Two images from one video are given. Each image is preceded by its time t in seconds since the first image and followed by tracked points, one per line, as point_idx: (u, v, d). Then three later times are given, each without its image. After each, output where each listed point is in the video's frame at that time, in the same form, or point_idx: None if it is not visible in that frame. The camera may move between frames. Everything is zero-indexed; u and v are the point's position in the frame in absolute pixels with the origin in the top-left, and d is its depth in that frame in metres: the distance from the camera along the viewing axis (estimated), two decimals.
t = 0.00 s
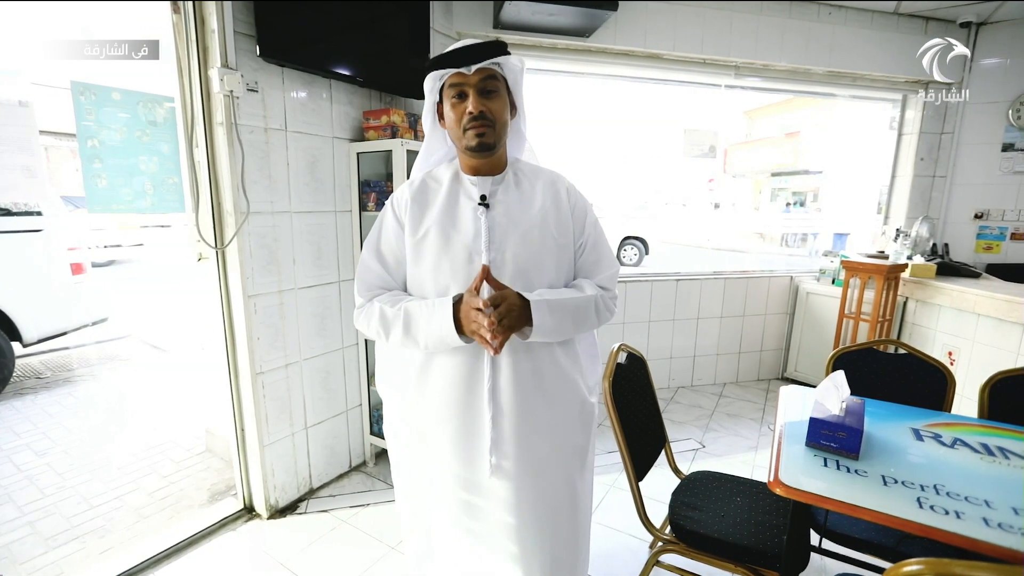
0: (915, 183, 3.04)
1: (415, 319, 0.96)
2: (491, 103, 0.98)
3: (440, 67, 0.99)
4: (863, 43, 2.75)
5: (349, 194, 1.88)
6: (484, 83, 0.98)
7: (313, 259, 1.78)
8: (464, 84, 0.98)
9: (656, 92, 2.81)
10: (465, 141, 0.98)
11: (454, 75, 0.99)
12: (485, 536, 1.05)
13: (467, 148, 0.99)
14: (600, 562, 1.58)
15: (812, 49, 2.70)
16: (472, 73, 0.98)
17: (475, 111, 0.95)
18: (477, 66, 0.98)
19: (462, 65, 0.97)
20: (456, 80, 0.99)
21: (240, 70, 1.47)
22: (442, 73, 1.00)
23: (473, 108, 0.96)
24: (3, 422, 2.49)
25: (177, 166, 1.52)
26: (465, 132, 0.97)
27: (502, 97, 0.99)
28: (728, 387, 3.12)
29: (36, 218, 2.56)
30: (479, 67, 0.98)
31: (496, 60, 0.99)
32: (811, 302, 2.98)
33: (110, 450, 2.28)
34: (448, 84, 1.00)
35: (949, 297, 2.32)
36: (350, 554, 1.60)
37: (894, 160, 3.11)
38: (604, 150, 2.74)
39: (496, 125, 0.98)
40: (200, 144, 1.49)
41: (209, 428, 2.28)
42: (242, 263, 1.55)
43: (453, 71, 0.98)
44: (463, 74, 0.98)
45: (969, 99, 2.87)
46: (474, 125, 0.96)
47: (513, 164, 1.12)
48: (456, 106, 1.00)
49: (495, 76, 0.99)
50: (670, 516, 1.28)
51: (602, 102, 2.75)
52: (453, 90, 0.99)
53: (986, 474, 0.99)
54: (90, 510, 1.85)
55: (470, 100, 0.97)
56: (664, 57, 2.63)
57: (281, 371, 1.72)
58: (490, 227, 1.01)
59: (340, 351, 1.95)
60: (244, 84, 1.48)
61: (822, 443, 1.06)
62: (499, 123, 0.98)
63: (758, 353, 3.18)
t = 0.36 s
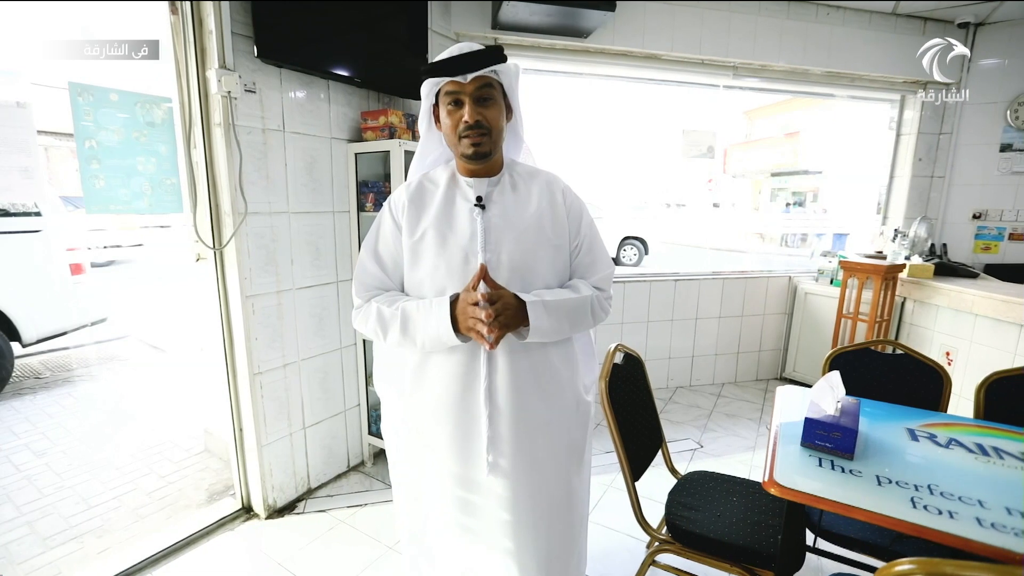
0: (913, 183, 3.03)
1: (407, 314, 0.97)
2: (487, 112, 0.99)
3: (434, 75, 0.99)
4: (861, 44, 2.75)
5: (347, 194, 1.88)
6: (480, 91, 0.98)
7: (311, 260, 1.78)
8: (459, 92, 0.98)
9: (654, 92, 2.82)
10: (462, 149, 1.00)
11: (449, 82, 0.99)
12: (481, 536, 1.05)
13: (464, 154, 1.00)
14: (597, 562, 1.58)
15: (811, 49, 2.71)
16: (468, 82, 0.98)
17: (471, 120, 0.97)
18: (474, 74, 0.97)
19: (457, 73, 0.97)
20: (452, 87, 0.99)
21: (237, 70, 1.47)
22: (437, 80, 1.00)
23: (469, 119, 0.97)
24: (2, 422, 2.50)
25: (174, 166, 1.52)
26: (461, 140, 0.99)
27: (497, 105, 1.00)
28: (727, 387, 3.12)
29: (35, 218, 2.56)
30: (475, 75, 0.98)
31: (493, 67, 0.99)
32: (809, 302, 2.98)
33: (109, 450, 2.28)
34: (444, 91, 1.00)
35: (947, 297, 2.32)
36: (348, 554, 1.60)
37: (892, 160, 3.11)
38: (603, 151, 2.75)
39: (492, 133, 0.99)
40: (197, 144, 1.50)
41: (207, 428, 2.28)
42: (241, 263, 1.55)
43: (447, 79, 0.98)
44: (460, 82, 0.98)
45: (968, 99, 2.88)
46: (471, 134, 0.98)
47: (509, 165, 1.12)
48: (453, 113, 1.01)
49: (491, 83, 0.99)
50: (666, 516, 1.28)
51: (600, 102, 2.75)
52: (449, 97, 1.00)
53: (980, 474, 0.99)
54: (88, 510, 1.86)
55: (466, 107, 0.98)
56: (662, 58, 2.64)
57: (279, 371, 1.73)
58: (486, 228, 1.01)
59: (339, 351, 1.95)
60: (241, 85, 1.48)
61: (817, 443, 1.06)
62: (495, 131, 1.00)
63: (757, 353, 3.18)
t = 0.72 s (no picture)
0: (913, 183, 3.03)
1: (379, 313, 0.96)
2: (481, 116, 0.99)
3: (429, 78, 0.99)
4: (860, 45, 2.75)
5: (345, 194, 1.88)
6: (475, 95, 0.99)
7: (309, 260, 1.78)
8: (454, 96, 0.99)
9: (653, 92, 2.82)
10: (456, 153, 1.01)
11: (444, 86, 0.99)
12: (476, 536, 1.05)
13: (457, 158, 1.01)
14: (594, 563, 1.58)
15: (811, 49, 2.71)
16: (462, 86, 0.98)
17: (466, 125, 0.97)
18: (468, 79, 0.98)
19: (453, 78, 0.97)
20: (447, 92, 0.99)
21: (234, 71, 1.47)
22: (431, 84, 1.00)
23: (463, 123, 0.98)
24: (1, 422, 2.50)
25: (171, 167, 1.52)
26: (455, 144, 0.99)
27: (492, 109, 1.01)
28: (725, 387, 3.12)
29: (34, 218, 2.56)
30: (470, 80, 0.98)
31: (488, 71, 1.00)
32: (808, 303, 2.97)
33: (107, 450, 2.28)
34: (438, 95, 1.00)
35: (946, 298, 2.32)
36: (346, 554, 1.60)
37: (891, 161, 3.11)
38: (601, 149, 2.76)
39: (487, 137, 1.00)
40: (194, 145, 1.50)
41: (205, 428, 2.28)
42: (238, 263, 1.55)
43: (443, 83, 0.99)
44: (454, 86, 0.99)
45: (967, 99, 2.88)
46: (465, 138, 0.99)
47: (502, 167, 1.12)
48: (447, 117, 1.01)
49: (486, 87, 1.00)
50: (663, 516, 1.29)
51: (599, 103, 2.75)
52: (443, 101, 1.00)
53: (976, 475, 0.99)
54: (86, 510, 1.86)
55: (461, 112, 0.99)
56: (660, 58, 2.64)
57: (277, 371, 1.73)
58: (479, 229, 1.01)
59: (337, 351, 1.95)
60: (239, 86, 1.48)
61: (812, 443, 1.06)
62: (489, 135, 1.00)
63: (756, 353, 3.18)
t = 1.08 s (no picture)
0: (913, 184, 3.02)
1: (386, 341, 0.98)
2: (466, 122, 1.01)
3: (413, 79, 0.98)
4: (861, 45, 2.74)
5: (343, 195, 1.89)
6: (460, 100, 1.00)
7: (306, 260, 1.78)
8: (439, 99, 0.99)
9: (653, 92, 2.82)
10: (439, 157, 1.01)
11: (429, 88, 0.99)
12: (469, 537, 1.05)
13: (441, 164, 1.02)
14: (591, 563, 1.58)
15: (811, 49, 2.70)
16: (449, 90, 0.99)
17: (451, 129, 0.98)
18: (455, 83, 0.99)
19: (440, 82, 0.97)
20: (432, 93, 0.99)
21: (232, 71, 1.48)
22: (416, 85, 1.00)
23: (449, 128, 0.98)
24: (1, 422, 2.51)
25: (168, 167, 1.52)
26: (440, 150, 1.00)
27: (476, 114, 1.02)
28: (725, 388, 3.11)
29: (35, 218, 2.57)
30: (457, 84, 0.99)
31: (474, 77, 1.01)
32: (807, 303, 2.96)
33: (107, 450, 2.29)
34: (422, 96, 1.00)
35: (946, 298, 2.31)
36: (343, 554, 1.60)
37: (892, 161, 3.10)
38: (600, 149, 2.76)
39: (471, 143, 1.01)
40: (191, 144, 1.50)
41: (204, 428, 2.28)
42: (235, 263, 1.56)
43: (428, 86, 0.99)
44: (440, 89, 0.99)
45: (968, 99, 2.87)
46: (448, 143, 0.99)
47: (479, 169, 1.15)
48: (431, 120, 1.01)
49: (472, 93, 1.01)
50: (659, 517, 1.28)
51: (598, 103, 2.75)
52: (428, 104, 1.00)
53: (971, 476, 0.99)
54: (84, 509, 1.86)
55: (447, 116, 0.99)
56: (659, 57, 2.64)
57: (274, 371, 1.73)
58: (468, 236, 1.04)
59: (335, 351, 1.95)
60: (236, 86, 1.48)
61: (808, 445, 1.06)
62: (473, 141, 1.02)
63: (755, 354, 3.17)
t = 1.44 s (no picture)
0: (915, 184, 2.99)
1: (371, 318, 0.98)
2: (448, 132, 1.04)
3: (395, 88, 1.00)
4: (862, 44, 2.73)
5: (340, 194, 1.89)
6: (443, 111, 1.02)
7: (304, 259, 1.79)
8: (421, 110, 1.01)
9: (654, 91, 2.82)
10: (421, 163, 1.06)
11: (411, 99, 1.01)
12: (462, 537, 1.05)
13: (424, 171, 1.07)
14: (587, 564, 1.57)
15: (812, 48, 2.69)
16: (431, 102, 1.01)
17: (432, 141, 1.02)
18: (437, 96, 1.00)
19: (422, 94, 0.99)
20: (413, 104, 1.01)
21: (229, 72, 1.48)
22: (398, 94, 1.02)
23: (430, 139, 1.02)
24: (4, 420, 2.52)
25: (166, 167, 1.53)
26: (421, 157, 1.05)
27: (457, 124, 1.05)
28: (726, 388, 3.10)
29: (39, 218, 2.60)
30: (440, 96, 1.00)
31: (460, 89, 1.02)
32: (808, 304, 2.95)
33: (107, 448, 2.30)
34: (404, 105, 1.02)
35: (948, 299, 2.29)
36: (340, 553, 1.60)
37: (895, 161, 3.08)
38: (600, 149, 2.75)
39: (452, 152, 1.05)
40: (190, 145, 1.50)
41: (204, 427, 2.29)
42: (232, 263, 1.56)
43: (410, 97, 1.00)
44: (422, 101, 1.01)
45: (970, 99, 2.85)
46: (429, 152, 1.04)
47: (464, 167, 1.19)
48: (414, 128, 1.04)
49: (455, 104, 1.03)
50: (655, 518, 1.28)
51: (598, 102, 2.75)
52: (411, 113, 1.03)
53: (966, 477, 0.98)
54: (84, 507, 1.87)
55: (428, 126, 1.02)
56: (659, 57, 2.63)
57: (272, 371, 1.74)
58: (462, 230, 1.08)
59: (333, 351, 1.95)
60: (233, 87, 1.49)
61: (803, 445, 1.05)
62: (454, 149, 1.05)
63: (756, 354, 3.15)
